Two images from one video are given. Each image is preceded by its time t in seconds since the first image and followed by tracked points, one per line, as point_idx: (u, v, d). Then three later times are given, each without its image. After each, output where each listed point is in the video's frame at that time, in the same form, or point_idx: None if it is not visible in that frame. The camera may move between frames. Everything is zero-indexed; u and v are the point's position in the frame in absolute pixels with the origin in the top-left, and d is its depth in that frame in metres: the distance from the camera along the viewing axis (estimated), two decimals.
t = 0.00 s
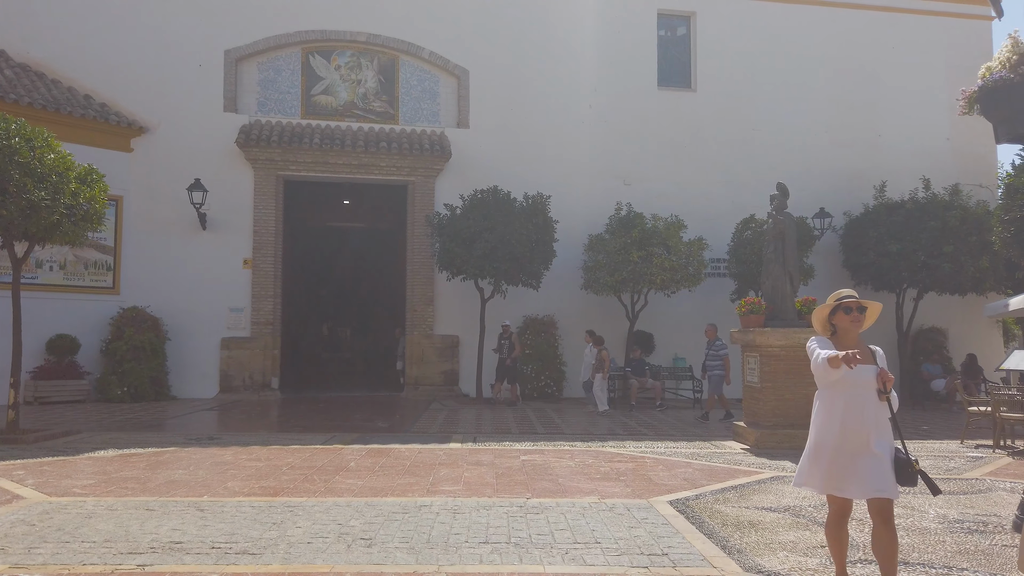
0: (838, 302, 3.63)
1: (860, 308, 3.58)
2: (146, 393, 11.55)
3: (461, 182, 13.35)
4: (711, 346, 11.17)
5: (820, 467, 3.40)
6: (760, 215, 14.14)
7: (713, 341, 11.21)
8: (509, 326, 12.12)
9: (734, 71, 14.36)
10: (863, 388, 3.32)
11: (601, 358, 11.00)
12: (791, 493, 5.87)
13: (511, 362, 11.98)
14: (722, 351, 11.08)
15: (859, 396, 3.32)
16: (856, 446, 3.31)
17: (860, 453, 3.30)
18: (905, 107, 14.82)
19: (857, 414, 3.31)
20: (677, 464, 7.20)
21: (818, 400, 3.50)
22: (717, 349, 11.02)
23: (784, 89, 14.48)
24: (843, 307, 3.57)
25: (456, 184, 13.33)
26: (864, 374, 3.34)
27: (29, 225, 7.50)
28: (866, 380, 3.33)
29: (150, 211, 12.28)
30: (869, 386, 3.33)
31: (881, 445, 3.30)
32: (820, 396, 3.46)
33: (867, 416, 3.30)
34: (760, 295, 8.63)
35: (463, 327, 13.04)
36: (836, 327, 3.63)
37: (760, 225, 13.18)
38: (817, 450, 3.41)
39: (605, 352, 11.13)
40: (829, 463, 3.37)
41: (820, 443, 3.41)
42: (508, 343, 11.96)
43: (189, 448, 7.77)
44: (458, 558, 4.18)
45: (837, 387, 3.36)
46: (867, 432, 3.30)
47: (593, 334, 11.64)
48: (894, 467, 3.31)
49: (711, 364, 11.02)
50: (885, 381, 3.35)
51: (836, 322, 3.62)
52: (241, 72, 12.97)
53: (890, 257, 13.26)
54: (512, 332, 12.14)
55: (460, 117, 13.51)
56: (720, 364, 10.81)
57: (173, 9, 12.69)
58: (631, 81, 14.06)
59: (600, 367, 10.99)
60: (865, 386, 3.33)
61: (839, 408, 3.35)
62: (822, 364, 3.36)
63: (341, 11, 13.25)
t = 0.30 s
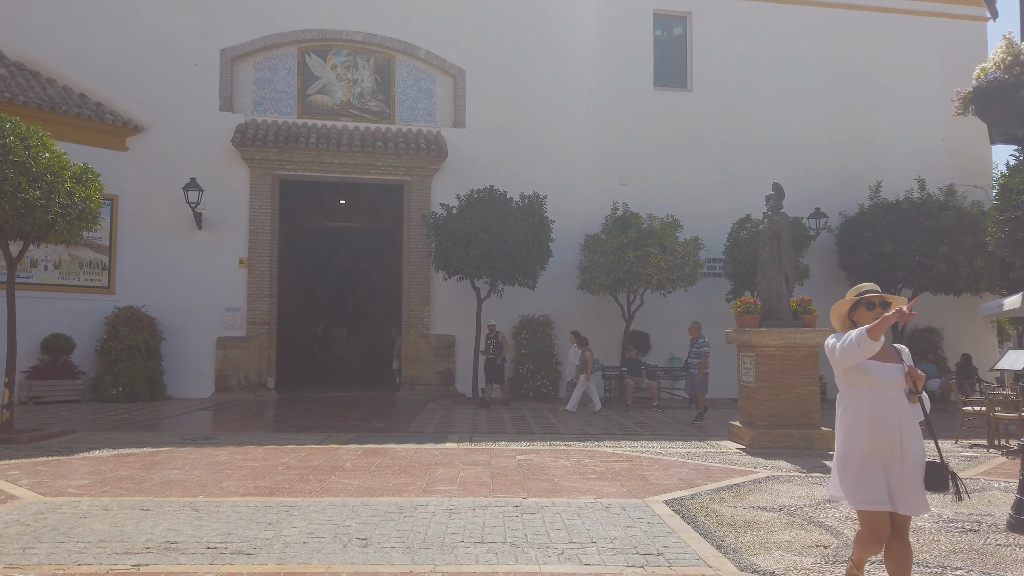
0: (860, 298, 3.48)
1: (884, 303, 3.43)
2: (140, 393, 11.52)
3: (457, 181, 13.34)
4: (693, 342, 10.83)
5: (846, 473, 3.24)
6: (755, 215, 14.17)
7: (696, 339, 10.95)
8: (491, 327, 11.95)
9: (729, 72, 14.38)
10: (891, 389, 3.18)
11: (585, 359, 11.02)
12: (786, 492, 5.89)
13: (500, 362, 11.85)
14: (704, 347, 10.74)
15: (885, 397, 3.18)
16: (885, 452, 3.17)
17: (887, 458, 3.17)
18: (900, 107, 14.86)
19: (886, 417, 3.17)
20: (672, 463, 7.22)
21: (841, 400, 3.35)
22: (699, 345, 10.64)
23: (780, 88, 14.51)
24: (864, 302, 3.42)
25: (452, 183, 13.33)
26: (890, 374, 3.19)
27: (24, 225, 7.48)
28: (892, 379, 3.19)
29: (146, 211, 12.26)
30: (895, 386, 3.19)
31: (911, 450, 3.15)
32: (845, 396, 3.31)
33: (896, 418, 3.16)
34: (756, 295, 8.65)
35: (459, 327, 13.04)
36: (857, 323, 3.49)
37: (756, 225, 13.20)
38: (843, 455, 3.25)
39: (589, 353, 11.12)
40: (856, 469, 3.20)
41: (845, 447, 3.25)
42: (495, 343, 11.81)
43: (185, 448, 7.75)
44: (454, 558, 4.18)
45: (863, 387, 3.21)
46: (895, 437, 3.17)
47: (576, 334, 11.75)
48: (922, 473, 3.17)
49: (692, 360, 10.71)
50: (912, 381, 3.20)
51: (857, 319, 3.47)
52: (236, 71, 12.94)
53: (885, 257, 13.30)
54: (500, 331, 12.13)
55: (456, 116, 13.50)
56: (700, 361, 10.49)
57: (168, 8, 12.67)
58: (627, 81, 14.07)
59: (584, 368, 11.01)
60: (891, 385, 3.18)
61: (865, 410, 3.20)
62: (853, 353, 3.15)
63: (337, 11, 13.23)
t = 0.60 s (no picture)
0: (881, 298, 3.20)
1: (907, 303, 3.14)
2: (135, 393, 11.49)
3: (453, 181, 13.34)
4: (676, 343, 10.82)
5: (864, 491, 2.96)
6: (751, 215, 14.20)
7: (679, 339, 10.88)
8: (479, 325, 11.88)
9: (724, 72, 14.40)
10: (913, 398, 2.94)
11: (567, 357, 11.10)
12: (781, 491, 5.91)
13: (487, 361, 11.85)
14: (686, 348, 10.74)
15: (909, 407, 2.93)
16: (906, 466, 2.92)
17: (908, 472, 2.92)
18: (896, 107, 14.90)
19: (907, 427, 2.92)
20: (668, 462, 7.24)
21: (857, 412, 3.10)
22: (681, 346, 10.64)
23: (776, 88, 14.53)
24: (886, 303, 3.14)
25: (448, 182, 13.32)
26: (913, 381, 2.96)
27: (18, 224, 7.46)
28: (915, 387, 2.95)
29: (141, 209, 12.23)
30: (919, 395, 2.95)
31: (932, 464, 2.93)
32: (861, 406, 3.06)
33: (919, 430, 2.92)
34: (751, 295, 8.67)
35: (455, 326, 13.02)
36: (879, 326, 3.21)
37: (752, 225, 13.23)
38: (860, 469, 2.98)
39: (572, 351, 11.18)
40: (876, 485, 2.93)
41: (863, 461, 2.98)
42: (482, 343, 11.77)
43: (180, 448, 7.73)
44: (450, 558, 4.18)
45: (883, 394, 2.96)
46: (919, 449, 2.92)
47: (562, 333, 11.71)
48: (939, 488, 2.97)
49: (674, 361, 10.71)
50: (938, 390, 2.96)
51: (880, 321, 3.20)
52: (232, 70, 12.92)
53: (880, 256, 13.34)
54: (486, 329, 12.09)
55: (452, 116, 13.50)
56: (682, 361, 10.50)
57: (164, 7, 12.64)
58: (623, 81, 14.08)
59: (565, 365, 11.08)
60: (914, 394, 2.94)
61: (887, 420, 2.95)
62: (864, 358, 2.94)
63: (333, 10, 13.22)
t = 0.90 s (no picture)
0: (911, 283, 2.85)
1: (939, 290, 2.82)
2: (131, 392, 11.46)
3: (450, 180, 13.34)
4: (656, 343, 10.76)
5: (881, 499, 2.64)
6: (748, 214, 14.23)
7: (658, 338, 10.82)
8: (463, 325, 11.77)
9: (721, 72, 14.41)
10: (947, 397, 2.57)
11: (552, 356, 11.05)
12: (777, 490, 5.92)
13: (472, 363, 11.66)
14: (666, 348, 10.69)
15: (941, 408, 2.57)
16: (938, 474, 2.55)
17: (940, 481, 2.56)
18: (892, 107, 14.94)
19: (937, 432, 2.56)
20: (664, 462, 7.25)
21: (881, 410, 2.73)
22: (662, 346, 10.61)
23: (772, 88, 14.56)
24: (917, 290, 2.81)
25: (445, 182, 13.31)
26: (948, 379, 2.58)
27: (13, 223, 7.43)
28: (951, 387, 2.58)
29: (137, 209, 12.20)
30: (955, 394, 2.58)
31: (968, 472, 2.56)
32: (884, 405, 2.70)
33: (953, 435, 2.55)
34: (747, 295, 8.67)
35: (452, 326, 13.02)
36: (905, 314, 2.88)
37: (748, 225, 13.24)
38: (877, 476, 2.65)
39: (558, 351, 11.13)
40: (893, 494, 2.61)
41: (886, 468, 2.63)
42: (467, 344, 11.63)
43: (175, 448, 7.71)
44: (445, 557, 4.18)
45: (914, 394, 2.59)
46: (948, 457, 2.55)
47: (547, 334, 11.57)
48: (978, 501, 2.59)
49: (655, 361, 10.65)
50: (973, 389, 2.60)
51: (906, 309, 2.87)
52: (228, 69, 12.89)
53: (876, 256, 13.37)
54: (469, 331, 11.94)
55: (449, 115, 13.50)
56: (661, 362, 10.42)
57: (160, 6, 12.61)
58: (620, 81, 14.09)
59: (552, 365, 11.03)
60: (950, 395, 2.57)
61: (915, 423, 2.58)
62: (899, 357, 2.54)
63: (330, 9, 13.19)
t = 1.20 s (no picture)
0: (958, 282, 2.70)
1: (989, 288, 2.66)
2: (126, 392, 11.43)
3: (446, 179, 13.33)
4: (640, 342, 10.92)
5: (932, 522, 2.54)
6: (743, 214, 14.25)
7: (641, 337, 10.96)
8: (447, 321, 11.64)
9: (717, 72, 14.43)
10: (996, 410, 2.48)
11: (537, 356, 11.07)
12: (772, 490, 5.94)
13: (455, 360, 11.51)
14: (650, 347, 10.86)
15: (989, 423, 2.48)
16: (991, 492, 2.48)
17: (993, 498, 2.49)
18: (887, 108, 14.98)
19: (988, 449, 2.47)
20: (660, 461, 7.26)
21: (922, 426, 2.63)
22: (646, 345, 10.79)
23: (768, 89, 14.58)
24: (966, 286, 2.65)
25: (441, 181, 13.30)
26: (998, 394, 2.48)
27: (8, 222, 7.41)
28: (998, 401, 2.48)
29: (132, 208, 12.17)
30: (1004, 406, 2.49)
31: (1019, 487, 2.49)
32: (930, 420, 2.58)
33: (1003, 450, 2.47)
34: (744, 294, 8.68)
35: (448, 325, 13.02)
36: (951, 316, 2.72)
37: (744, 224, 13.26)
38: (928, 498, 2.54)
39: (542, 351, 11.15)
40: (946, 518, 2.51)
41: (935, 489, 2.52)
42: (449, 341, 11.47)
43: (171, 447, 7.70)
44: (442, 557, 4.18)
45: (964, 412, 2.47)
46: (1000, 478, 2.48)
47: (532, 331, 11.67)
48: None
49: (640, 361, 10.78)
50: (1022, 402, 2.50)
51: (954, 309, 2.70)
52: (224, 68, 12.87)
53: (872, 256, 13.40)
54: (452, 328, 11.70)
55: (445, 115, 13.49)
56: (647, 360, 10.58)
57: (155, 4, 12.58)
58: (616, 81, 14.09)
59: (536, 365, 11.07)
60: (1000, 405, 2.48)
61: (966, 442, 2.48)
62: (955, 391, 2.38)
63: (325, 8, 13.17)
